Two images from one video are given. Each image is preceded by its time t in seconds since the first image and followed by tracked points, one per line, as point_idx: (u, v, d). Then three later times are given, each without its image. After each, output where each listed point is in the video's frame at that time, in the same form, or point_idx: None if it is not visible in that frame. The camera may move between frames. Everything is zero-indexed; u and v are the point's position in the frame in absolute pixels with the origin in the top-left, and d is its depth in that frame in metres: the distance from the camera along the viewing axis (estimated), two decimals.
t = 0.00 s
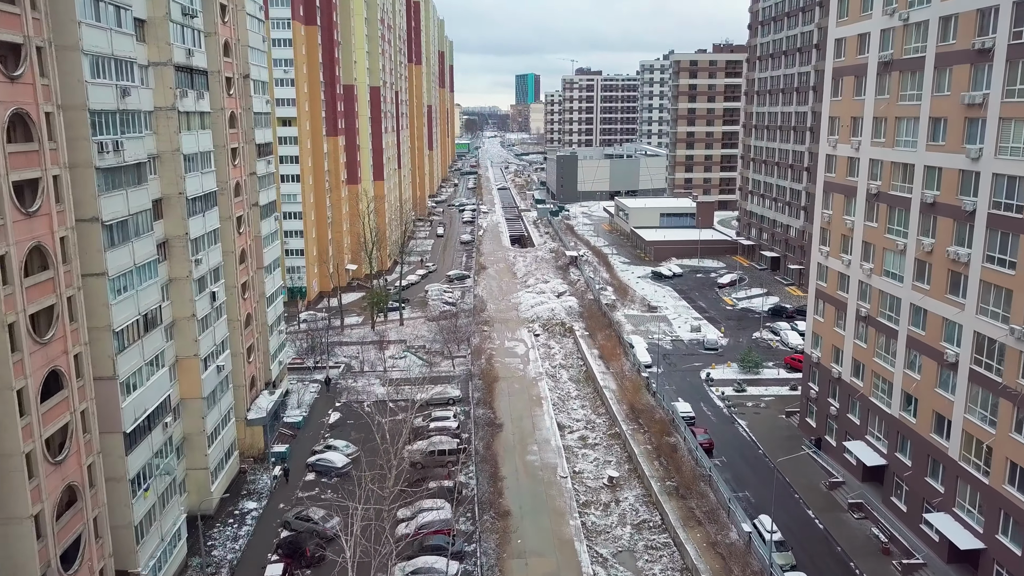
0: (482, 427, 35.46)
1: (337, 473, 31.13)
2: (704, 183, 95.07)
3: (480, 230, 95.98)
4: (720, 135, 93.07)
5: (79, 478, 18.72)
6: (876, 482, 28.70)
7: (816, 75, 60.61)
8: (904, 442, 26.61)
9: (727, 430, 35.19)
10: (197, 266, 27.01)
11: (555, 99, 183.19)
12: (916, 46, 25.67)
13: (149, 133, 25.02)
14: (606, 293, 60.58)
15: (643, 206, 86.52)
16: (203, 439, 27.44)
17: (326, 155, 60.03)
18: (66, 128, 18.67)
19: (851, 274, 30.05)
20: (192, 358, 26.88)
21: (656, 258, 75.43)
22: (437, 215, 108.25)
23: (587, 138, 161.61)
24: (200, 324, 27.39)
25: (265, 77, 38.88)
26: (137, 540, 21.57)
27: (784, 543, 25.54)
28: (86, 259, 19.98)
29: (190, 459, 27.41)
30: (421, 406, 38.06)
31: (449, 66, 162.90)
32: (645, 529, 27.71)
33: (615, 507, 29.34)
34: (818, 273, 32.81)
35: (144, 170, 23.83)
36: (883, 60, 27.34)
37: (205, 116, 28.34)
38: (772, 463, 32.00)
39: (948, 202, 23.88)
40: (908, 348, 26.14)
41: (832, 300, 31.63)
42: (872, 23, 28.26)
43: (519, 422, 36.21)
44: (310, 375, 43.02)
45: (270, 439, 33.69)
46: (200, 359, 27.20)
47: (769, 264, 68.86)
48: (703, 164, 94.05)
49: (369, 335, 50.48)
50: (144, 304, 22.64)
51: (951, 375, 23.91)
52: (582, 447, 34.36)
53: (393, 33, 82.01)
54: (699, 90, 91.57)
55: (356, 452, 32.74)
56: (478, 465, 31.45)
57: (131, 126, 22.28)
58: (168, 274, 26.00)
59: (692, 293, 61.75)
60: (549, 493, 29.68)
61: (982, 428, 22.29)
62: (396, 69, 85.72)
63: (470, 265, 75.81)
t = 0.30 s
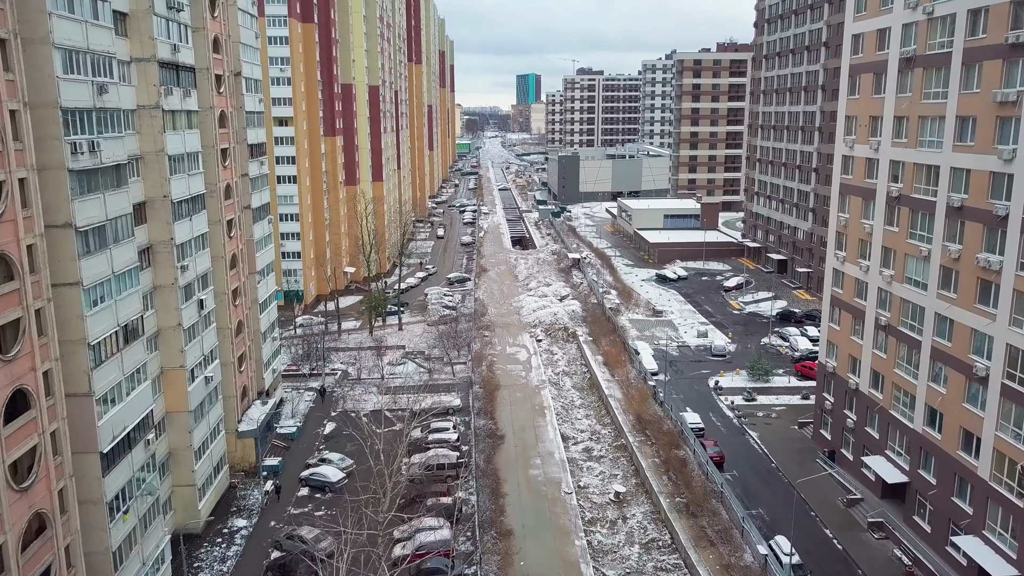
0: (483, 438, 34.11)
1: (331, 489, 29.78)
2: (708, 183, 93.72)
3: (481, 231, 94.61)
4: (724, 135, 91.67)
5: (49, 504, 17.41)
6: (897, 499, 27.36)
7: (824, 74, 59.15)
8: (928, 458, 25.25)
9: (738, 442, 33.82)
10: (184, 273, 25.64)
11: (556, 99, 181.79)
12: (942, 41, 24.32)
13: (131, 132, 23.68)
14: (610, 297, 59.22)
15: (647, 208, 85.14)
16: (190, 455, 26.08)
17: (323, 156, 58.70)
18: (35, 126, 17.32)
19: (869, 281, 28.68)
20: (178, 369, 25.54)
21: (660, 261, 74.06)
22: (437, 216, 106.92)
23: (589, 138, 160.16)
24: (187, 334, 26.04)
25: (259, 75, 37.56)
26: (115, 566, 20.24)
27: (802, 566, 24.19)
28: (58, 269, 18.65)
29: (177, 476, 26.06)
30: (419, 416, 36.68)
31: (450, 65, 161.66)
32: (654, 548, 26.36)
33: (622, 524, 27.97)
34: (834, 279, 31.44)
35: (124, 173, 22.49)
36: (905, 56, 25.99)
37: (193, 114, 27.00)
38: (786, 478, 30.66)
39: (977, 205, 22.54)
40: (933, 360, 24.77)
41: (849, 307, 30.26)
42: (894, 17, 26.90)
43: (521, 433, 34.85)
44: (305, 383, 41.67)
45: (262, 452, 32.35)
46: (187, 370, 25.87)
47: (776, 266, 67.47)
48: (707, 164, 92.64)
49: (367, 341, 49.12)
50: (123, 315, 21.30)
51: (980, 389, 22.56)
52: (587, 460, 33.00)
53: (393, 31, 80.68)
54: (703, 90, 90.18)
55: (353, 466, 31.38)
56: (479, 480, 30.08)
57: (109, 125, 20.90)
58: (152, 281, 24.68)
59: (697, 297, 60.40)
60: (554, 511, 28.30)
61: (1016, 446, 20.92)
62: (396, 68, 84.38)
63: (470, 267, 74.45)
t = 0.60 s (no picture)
0: (483, 450, 32.77)
1: (325, 505, 28.42)
2: (712, 184, 92.34)
3: (482, 232, 93.26)
4: (728, 135, 90.28)
5: (12, 535, 16.10)
6: (920, 518, 25.99)
7: (832, 73, 57.74)
8: (955, 477, 23.87)
9: (751, 456, 32.44)
10: (169, 281, 24.29)
11: (558, 99, 180.41)
12: (970, 36, 22.99)
13: (111, 132, 22.35)
14: (614, 301, 57.86)
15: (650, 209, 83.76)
16: (175, 473, 24.74)
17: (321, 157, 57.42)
18: None
19: (890, 288, 27.34)
20: (162, 382, 24.20)
21: (664, 263, 72.68)
22: (438, 217, 105.60)
23: (590, 138, 158.73)
24: (172, 345, 24.69)
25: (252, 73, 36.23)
26: None
27: None
28: (26, 279, 17.31)
29: (161, 494, 24.70)
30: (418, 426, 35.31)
31: (450, 65, 160.37)
32: (663, 569, 25.01)
33: (630, 543, 26.61)
34: (851, 286, 30.06)
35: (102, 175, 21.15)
36: (930, 52, 24.65)
37: (179, 113, 25.68)
38: (802, 494, 29.31)
39: (1009, 209, 21.21)
40: (960, 373, 23.41)
41: (868, 315, 28.87)
42: (916, 11, 25.58)
43: (524, 445, 33.50)
44: (300, 391, 40.33)
45: (253, 465, 31.02)
46: (173, 383, 24.51)
47: (783, 269, 66.09)
48: (711, 165, 91.25)
49: (364, 347, 47.77)
50: (100, 327, 19.95)
51: (1012, 405, 21.21)
52: (593, 473, 31.63)
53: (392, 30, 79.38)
54: (706, 89, 88.79)
55: (348, 480, 30.03)
56: (480, 497, 28.73)
57: (84, 125, 19.56)
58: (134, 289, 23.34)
59: (703, 301, 59.03)
60: (558, 529, 26.94)
61: None
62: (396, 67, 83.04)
63: (471, 269, 73.08)
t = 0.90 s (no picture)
0: (485, 463, 31.47)
1: (318, 522, 27.10)
2: (716, 185, 91.00)
3: (483, 233, 91.95)
4: (733, 134, 88.93)
5: None
6: (944, 538, 24.66)
7: (842, 70, 56.30)
8: (983, 496, 22.54)
9: (764, 469, 31.12)
10: (152, 288, 22.98)
11: (559, 98, 179.05)
12: (1002, 28, 21.65)
13: (89, 131, 21.03)
14: (618, 304, 56.53)
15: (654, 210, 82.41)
16: (159, 491, 23.44)
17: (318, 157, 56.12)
18: None
19: (912, 295, 25.99)
20: (145, 396, 22.91)
21: (669, 265, 71.33)
22: (438, 218, 104.28)
23: (591, 138, 157.39)
24: (156, 356, 23.39)
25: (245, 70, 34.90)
26: None
27: None
28: None
29: (144, 513, 23.39)
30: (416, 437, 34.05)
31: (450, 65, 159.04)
32: None
33: (638, 564, 25.24)
34: (870, 293, 28.75)
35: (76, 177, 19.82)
36: (957, 46, 23.30)
37: (165, 111, 24.36)
38: (818, 511, 28.00)
39: None
40: (990, 387, 22.06)
41: (888, 324, 27.53)
42: (941, 3, 24.24)
43: (527, 457, 32.18)
44: (295, 399, 39.02)
45: (244, 479, 29.74)
46: (157, 395, 23.22)
47: (790, 271, 64.78)
48: (715, 165, 89.91)
49: (362, 352, 46.49)
50: (75, 340, 18.62)
51: None
52: (599, 488, 30.30)
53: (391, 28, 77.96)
54: (711, 88, 87.40)
55: (342, 495, 28.73)
56: (480, 515, 27.42)
57: (55, 123, 18.23)
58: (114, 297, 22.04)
59: (709, 304, 57.69)
60: (563, 549, 25.60)
61: None
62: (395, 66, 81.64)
63: (472, 271, 71.78)
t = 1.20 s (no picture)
0: (486, 477, 30.14)
1: (311, 541, 25.76)
2: (720, 185, 89.62)
3: (484, 235, 90.63)
4: (737, 134, 87.55)
5: None
6: (972, 561, 23.32)
7: (852, 69, 54.87)
8: (1016, 518, 21.19)
9: (778, 484, 29.77)
10: (133, 297, 21.67)
11: (561, 99, 177.64)
12: None
13: (64, 130, 19.70)
14: (623, 308, 55.18)
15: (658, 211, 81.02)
16: (141, 511, 22.11)
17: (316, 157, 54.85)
18: None
19: (937, 304, 24.63)
20: (126, 411, 21.59)
21: (674, 267, 69.95)
22: (438, 219, 102.93)
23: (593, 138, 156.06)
24: (138, 368, 22.07)
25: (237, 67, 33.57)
26: None
27: None
28: None
29: (125, 535, 22.07)
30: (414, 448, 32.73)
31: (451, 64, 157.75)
32: None
33: None
34: (890, 300, 27.40)
35: (47, 179, 18.49)
36: (988, 40, 21.95)
37: (147, 108, 23.04)
38: (837, 530, 26.63)
39: None
40: None
41: (910, 333, 26.18)
42: None
43: (530, 471, 30.83)
44: (289, 408, 37.68)
45: (234, 494, 28.44)
46: (138, 410, 21.90)
47: (798, 274, 63.41)
48: (720, 166, 88.54)
49: (359, 359, 45.16)
50: (44, 355, 17.35)
51: None
52: (606, 503, 28.94)
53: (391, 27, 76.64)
54: (715, 87, 86.02)
55: (336, 512, 27.41)
56: (482, 534, 26.10)
57: (22, 121, 16.94)
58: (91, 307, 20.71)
59: (715, 308, 56.33)
60: (568, 571, 24.24)
61: None
62: (395, 65, 80.28)
63: (473, 274, 70.45)
